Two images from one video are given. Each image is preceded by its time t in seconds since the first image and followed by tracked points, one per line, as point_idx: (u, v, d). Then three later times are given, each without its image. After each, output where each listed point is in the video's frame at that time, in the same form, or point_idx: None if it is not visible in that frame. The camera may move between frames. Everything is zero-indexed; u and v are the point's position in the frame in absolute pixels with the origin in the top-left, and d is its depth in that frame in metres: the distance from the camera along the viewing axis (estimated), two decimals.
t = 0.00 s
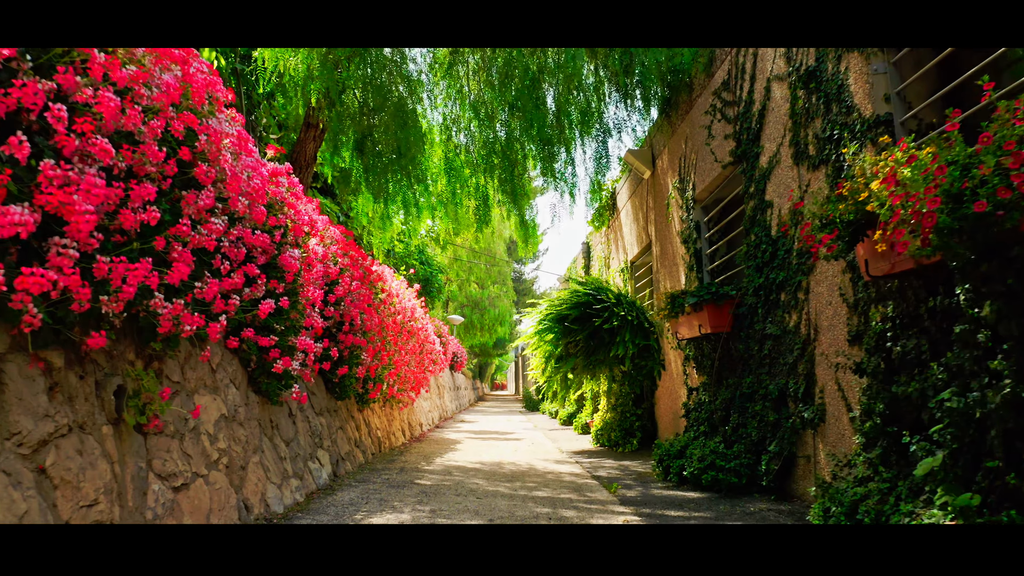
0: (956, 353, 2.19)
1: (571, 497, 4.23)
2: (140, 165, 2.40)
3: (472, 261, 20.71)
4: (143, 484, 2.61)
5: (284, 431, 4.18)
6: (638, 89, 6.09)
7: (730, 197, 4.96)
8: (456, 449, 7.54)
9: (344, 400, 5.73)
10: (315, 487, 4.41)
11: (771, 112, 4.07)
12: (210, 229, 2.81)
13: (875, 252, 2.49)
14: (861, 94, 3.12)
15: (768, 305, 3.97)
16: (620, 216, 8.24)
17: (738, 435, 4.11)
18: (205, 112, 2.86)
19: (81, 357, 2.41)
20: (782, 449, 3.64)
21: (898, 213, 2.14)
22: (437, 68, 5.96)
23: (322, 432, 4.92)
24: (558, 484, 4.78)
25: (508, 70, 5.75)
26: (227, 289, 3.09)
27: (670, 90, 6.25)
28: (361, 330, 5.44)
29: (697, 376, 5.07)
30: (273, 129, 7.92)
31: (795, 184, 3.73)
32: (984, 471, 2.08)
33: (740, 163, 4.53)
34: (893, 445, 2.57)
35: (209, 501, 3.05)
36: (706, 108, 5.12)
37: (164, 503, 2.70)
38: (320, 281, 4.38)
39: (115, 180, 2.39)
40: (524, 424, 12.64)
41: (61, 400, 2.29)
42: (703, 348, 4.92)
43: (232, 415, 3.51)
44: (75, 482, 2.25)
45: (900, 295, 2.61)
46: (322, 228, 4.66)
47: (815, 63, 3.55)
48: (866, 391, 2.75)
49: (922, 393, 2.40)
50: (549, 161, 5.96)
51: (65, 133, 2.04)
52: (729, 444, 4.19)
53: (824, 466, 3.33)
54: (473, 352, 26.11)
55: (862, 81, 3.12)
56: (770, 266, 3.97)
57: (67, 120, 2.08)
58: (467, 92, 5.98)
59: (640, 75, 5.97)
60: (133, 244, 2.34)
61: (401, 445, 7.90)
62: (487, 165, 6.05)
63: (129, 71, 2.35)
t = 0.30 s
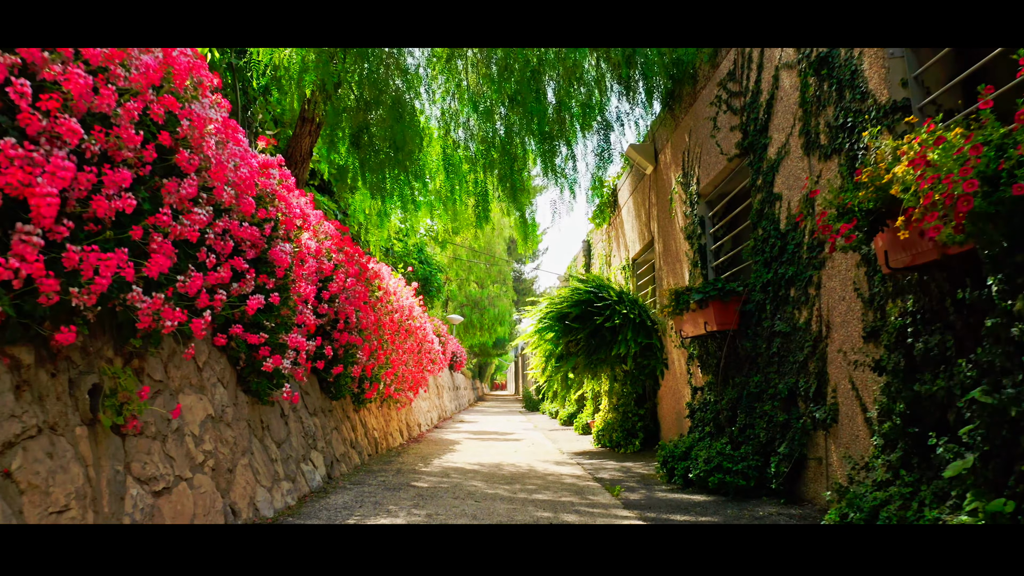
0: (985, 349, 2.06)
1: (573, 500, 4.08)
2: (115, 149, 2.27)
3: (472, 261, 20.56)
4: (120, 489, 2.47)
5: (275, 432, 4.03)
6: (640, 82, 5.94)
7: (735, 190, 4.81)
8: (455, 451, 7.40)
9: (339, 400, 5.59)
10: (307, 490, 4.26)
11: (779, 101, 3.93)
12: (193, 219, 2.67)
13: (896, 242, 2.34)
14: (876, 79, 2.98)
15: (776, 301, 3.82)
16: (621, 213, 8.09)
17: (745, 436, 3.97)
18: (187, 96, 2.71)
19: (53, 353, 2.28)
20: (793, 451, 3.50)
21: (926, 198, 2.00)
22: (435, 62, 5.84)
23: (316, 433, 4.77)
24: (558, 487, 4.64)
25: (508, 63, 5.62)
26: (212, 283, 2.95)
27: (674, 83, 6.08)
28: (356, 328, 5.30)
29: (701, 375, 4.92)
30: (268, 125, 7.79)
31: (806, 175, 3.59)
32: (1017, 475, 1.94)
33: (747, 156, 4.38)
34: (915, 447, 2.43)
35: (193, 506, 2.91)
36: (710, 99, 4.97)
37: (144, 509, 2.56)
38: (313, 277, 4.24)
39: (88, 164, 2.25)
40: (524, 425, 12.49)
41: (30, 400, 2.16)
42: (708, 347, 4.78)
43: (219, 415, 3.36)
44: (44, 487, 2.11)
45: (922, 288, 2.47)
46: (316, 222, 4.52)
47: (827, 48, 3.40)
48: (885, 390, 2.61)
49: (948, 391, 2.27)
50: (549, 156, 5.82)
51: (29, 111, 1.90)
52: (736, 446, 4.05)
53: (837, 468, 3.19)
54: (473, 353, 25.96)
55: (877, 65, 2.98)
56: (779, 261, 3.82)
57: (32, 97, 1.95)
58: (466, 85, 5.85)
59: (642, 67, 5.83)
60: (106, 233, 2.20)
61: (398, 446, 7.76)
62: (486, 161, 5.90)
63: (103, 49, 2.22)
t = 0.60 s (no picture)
0: None
1: (573, 505, 3.91)
2: (80, 131, 2.12)
3: (471, 260, 20.39)
4: (87, 496, 2.31)
5: (262, 434, 3.87)
6: (643, 73, 5.75)
7: (742, 183, 4.65)
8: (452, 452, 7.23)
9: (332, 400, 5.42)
10: (297, 495, 4.09)
11: (789, 89, 3.76)
12: (168, 208, 2.51)
13: (921, 231, 2.20)
14: (894, 61, 2.80)
15: (786, 297, 3.66)
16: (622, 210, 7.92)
17: (753, 439, 3.80)
18: (163, 77, 2.55)
19: (15, 350, 2.14)
20: (804, 454, 3.34)
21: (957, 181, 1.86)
22: (432, 54, 5.70)
23: (307, 435, 4.61)
24: (558, 491, 4.47)
25: (507, 55, 5.48)
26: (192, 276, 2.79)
27: (678, 75, 5.87)
28: (350, 326, 5.13)
29: (706, 375, 4.75)
30: (263, 120, 7.63)
31: (817, 165, 3.43)
32: None
33: (754, 147, 4.22)
34: (943, 451, 2.28)
35: (170, 513, 2.74)
36: (715, 90, 4.80)
37: (114, 517, 2.40)
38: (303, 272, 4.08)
39: (48, 145, 2.09)
40: (523, 425, 12.31)
41: None
42: (713, 345, 4.61)
43: (201, 417, 3.19)
44: None
45: (948, 281, 2.32)
46: (306, 216, 4.36)
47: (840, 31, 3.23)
48: (908, 390, 2.46)
49: (981, 392, 2.11)
50: (549, 150, 5.65)
51: None
52: (743, 448, 3.88)
53: (852, 473, 3.03)
54: (472, 352, 25.78)
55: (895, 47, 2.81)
56: (788, 255, 3.66)
57: None
58: (463, 78, 5.69)
59: (644, 57, 5.65)
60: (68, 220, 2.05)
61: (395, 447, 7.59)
62: (484, 156, 5.73)
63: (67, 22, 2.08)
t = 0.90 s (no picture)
0: None
1: (573, 511, 3.75)
2: (45, 113, 1.99)
3: (471, 259, 20.25)
4: (55, 505, 2.18)
5: (250, 436, 3.72)
6: (645, 65, 5.59)
7: (748, 178, 4.50)
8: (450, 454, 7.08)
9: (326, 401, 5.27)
10: (287, 500, 3.94)
11: (798, 77, 3.61)
12: (144, 198, 2.37)
13: (946, 221, 2.07)
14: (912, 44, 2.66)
15: (795, 295, 3.51)
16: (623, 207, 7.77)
17: (761, 442, 3.65)
18: (138, 58, 2.41)
19: None
20: (815, 458, 3.19)
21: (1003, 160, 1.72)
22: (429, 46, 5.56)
23: (299, 437, 4.46)
24: (557, 495, 4.33)
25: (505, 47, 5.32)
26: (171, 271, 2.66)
27: (681, 67, 5.71)
28: (343, 325, 4.97)
29: (711, 375, 4.60)
30: (257, 115, 7.49)
31: (829, 157, 3.28)
32: None
33: (761, 139, 4.07)
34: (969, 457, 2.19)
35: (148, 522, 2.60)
36: (720, 81, 4.64)
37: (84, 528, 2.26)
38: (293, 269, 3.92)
39: (10, 128, 1.96)
40: (523, 425, 12.16)
41: None
42: (717, 345, 4.46)
43: (183, 419, 3.04)
44: None
45: (975, 276, 2.18)
46: (297, 211, 4.19)
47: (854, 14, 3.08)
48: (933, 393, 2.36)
49: (1013, 394, 1.99)
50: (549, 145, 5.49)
51: None
52: (750, 452, 3.73)
53: (867, 479, 2.89)
54: (472, 352, 25.64)
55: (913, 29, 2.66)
56: (797, 251, 3.51)
57: None
58: (460, 71, 5.54)
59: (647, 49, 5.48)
60: (29, 208, 1.94)
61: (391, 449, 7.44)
62: (483, 153, 5.59)
63: None
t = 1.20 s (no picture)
0: None
1: (575, 518, 3.58)
2: None
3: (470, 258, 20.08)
4: (12, 515, 2.01)
5: (235, 439, 3.54)
6: (648, 56, 5.42)
7: (755, 170, 4.33)
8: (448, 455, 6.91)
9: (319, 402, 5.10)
10: (274, 506, 3.77)
11: (810, 62, 3.44)
12: (112, 184, 2.22)
13: (981, 208, 1.91)
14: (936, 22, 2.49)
15: (807, 291, 3.34)
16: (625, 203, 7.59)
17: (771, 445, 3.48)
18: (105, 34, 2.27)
19: None
20: (830, 464, 3.02)
21: None
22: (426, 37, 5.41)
23: (288, 439, 4.28)
24: (558, 500, 4.15)
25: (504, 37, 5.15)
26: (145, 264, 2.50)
27: (685, 58, 5.54)
28: (336, 324, 4.80)
29: (717, 376, 4.42)
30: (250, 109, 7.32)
31: (844, 145, 3.11)
32: None
33: (770, 129, 3.90)
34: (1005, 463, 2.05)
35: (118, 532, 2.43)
36: (726, 70, 4.47)
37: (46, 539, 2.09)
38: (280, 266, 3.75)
39: None
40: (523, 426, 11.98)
41: None
42: (724, 344, 4.29)
43: (160, 422, 2.87)
44: None
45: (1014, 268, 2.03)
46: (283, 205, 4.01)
47: None
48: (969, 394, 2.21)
49: None
50: (548, 139, 5.30)
51: None
52: (759, 456, 3.56)
53: (886, 485, 2.72)
54: (471, 352, 25.47)
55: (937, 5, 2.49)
56: (810, 245, 3.34)
57: None
58: (458, 62, 5.39)
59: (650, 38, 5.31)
60: None
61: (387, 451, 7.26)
62: (481, 147, 5.40)
63: None
